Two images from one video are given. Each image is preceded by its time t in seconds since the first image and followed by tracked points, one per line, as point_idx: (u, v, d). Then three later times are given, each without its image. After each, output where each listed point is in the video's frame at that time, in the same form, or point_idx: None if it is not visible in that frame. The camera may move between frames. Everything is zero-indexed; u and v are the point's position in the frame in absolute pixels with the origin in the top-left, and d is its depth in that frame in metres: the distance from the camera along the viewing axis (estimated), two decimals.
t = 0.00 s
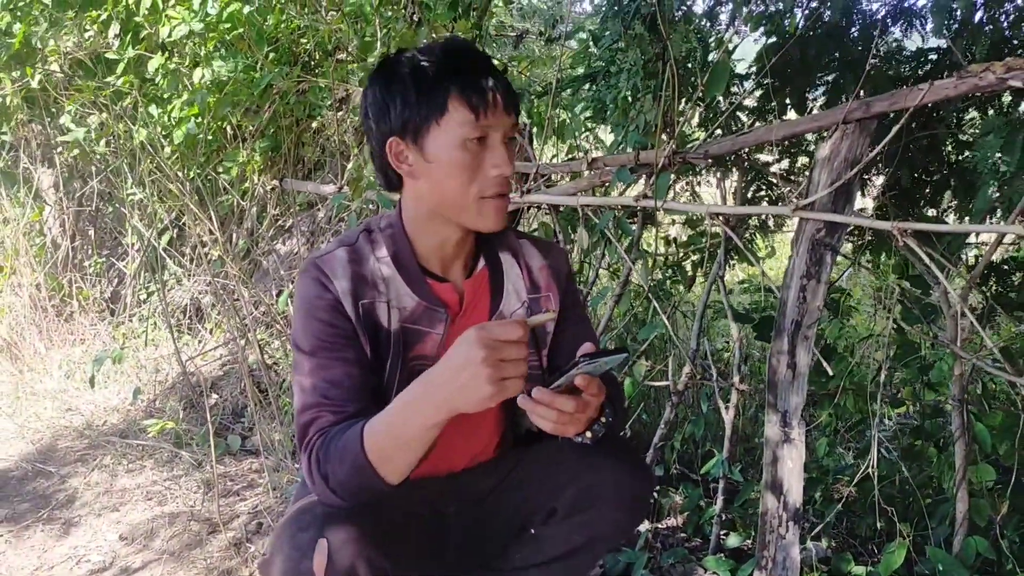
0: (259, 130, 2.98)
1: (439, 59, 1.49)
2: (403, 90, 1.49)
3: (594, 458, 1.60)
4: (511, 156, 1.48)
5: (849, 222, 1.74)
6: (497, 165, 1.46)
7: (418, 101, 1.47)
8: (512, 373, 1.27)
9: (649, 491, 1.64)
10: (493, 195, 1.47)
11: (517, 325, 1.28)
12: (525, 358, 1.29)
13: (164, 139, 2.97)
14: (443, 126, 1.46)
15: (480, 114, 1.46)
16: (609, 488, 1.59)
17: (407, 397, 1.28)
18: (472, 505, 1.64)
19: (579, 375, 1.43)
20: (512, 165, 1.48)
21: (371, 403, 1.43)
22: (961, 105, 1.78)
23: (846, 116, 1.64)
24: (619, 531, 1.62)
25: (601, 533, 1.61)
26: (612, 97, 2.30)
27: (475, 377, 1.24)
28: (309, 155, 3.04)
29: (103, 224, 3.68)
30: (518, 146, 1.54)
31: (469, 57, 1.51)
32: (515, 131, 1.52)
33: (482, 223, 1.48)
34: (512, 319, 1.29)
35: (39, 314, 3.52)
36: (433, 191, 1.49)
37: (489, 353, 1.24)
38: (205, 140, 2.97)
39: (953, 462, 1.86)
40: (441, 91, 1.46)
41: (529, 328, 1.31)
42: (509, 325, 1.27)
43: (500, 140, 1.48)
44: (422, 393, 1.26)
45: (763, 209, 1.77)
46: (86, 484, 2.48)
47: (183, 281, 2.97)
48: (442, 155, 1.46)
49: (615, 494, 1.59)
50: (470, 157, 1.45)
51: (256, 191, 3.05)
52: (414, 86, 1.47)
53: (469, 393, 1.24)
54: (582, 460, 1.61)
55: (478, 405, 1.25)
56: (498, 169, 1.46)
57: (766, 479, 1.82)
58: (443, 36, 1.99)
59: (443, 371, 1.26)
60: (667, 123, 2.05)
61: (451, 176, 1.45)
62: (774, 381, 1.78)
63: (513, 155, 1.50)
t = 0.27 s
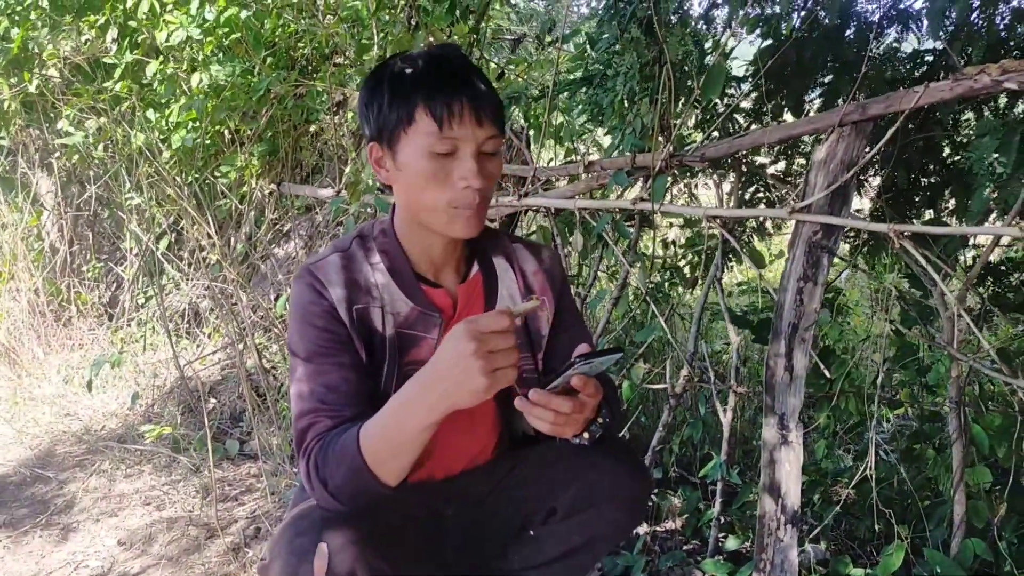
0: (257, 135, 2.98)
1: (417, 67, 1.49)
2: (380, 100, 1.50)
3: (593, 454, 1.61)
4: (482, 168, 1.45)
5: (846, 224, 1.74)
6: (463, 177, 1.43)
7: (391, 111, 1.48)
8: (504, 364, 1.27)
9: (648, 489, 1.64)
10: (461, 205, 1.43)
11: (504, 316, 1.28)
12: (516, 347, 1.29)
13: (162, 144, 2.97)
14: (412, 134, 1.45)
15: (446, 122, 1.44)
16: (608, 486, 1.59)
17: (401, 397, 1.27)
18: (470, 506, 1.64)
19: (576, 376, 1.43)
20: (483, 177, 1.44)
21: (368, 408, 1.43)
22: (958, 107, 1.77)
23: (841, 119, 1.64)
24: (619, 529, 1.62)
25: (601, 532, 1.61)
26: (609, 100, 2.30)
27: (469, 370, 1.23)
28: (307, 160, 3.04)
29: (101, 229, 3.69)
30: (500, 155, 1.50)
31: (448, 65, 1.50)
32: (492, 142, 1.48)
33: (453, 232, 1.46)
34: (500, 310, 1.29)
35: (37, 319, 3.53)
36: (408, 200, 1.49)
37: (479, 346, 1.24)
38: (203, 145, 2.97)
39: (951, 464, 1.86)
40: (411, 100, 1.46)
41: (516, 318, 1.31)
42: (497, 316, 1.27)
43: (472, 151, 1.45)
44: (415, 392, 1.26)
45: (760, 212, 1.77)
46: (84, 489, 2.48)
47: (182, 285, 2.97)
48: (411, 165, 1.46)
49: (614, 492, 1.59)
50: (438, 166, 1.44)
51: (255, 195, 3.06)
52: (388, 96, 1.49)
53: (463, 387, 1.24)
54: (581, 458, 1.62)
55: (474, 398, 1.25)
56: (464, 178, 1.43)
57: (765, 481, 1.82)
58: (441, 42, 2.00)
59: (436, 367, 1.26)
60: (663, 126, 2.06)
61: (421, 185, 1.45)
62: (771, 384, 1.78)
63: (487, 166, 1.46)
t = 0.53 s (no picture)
0: (253, 138, 2.99)
1: (411, 69, 1.49)
2: (373, 101, 1.50)
3: (591, 458, 1.60)
4: (470, 172, 1.44)
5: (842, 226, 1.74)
6: (451, 181, 1.43)
7: (383, 113, 1.48)
8: (494, 358, 1.26)
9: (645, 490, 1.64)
10: (448, 210, 1.44)
11: (491, 309, 1.27)
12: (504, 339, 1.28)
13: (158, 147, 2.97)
14: (402, 138, 1.45)
15: (435, 127, 1.44)
16: (605, 489, 1.59)
17: (392, 398, 1.27)
18: (467, 509, 1.64)
19: (569, 375, 1.44)
20: (472, 181, 1.44)
21: (363, 411, 1.43)
22: (955, 109, 1.77)
23: (837, 121, 1.64)
24: (614, 531, 1.63)
25: (597, 534, 1.62)
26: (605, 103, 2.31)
27: (459, 367, 1.23)
28: (303, 163, 3.05)
29: (97, 233, 3.69)
30: (491, 159, 1.49)
31: (441, 67, 1.49)
32: (482, 146, 1.47)
33: (440, 236, 1.46)
34: (485, 304, 1.28)
35: (33, 323, 3.52)
36: (398, 203, 1.49)
37: (469, 341, 1.23)
38: (199, 148, 2.97)
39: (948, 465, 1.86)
40: (401, 103, 1.45)
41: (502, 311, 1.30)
42: (483, 311, 1.26)
43: (460, 154, 1.45)
44: (407, 392, 1.25)
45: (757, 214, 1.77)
46: (80, 494, 2.48)
47: (178, 289, 2.97)
48: (399, 168, 1.46)
49: (610, 495, 1.59)
50: (427, 170, 1.44)
51: (252, 199, 3.08)
52: (380, 98, 1.48)
53: (456, 383, 1.24)
54: (578, 460, 1.61)
55: (466, 394, 1.25)
56: (451, 183, 1.43)
57: (761, 484, 1.82)
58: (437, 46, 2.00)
59: (425, 367, 1.25)
60: (660, 128, 2.07)
61: (409, 188, 1.45)
62: (768, 385, 1.78)
63: (476, 170, 1.46)
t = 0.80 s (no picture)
0: (247, 137, 2.98)
1: (412, 67, 1.49)
2: (371, 96, 1.51)
3: (583, 455, 1.60)
4: (462, 171, 1.44)
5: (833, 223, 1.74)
6: (442, 178, 1.43)
7: (380, 108, 1.48)
8: (480, 344, 1.27)
9: (637, 487, 1.64)
10: (437, 209, 1.43)
11: (473, 296, 1.27)
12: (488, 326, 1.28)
13: (151, 146, 2.96)
14: (397, 133, 1.46)
15: (430, 124, 1.44)
16: (596, 486, 1.59)
17: (379, 393, 1.26)
18: (458, 507, 1.64)
19: (555, 371, 1.44)
20: (463, 181, 1.44)
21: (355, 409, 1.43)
22: (947, 105, 1.77)
23: (829, 118, 1.65)
24: (607, 528, 1.63)
25: (589, 531, 1.63)
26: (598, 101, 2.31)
27: (446, 356, 1.22)
28: (298, 162, 3.05)
29: (91, 231, 3.68)
30: (485, 161, 1.49)
31: (442, 67, 1.50)
32: (476, 146, 1.47)
33: (427, 234, 1.45)
34: (466, 291, 1.28)
35: (26, 322, 3.52)
36: (389, 198, 1.49)
37: (454, 330, 1.23)
38: (193, 147, 2.96)
39: (941, 461, 1.87)
40: (399, 100, 1.46)
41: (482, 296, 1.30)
42: (465, 298, 1.26)
43: (453, 153, 1.45)
44: (394, 385, 1.25)
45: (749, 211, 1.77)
46: (73, 493, 2.47)
47: (171, 288, 2.96)
48: (392, 164, 1.46)
49: (602, 492, 1.59)
50: (419, 167, 1.44)
51: (245, 197, 3.08)
52: (379, 93, 1.49)
53: (444, 374, 1.23)
54: (570, 458, 1.62)
55: (455, 383, 1.25)
56: (442, 181, 1.42)
57: (754, 480, 1.82)
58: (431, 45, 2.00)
59: (411, 360, 1.24)
60: (653, 126, 2.06)
61: (401, 184, 1.45)
62: (760, 382, 1.78)
63: (468, 170, 1.46)
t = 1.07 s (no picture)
0: (239, 130, 2.97)
1: (420, 58, 1.48)
2: (377, 84, 1.49)
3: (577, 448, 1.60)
4: (462, 166, 1.43)
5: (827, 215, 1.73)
6: (441, 172, 1.41)
7: (385, 97, 1.46)
8: (468, 333, 1.27)
9: (631, 481, 1.64)
10: (434, 202, 1.42)
11: (459, 285, 1.27)
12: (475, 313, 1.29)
13: (143, 139, 2.94)
14: (400, 124, 1.44)
15: (433, 117, 1.42)
16: (590, 479, 1.59)
17: (368, 384, 1.26)
18: (450, 502, 1.63)
19: (547, 361, 1.45)
20: (463, 176, 1.43)
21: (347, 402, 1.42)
22: (941, 97, 1.77)
23: (823, 110, 1.64)
24: (601, 521, 1.62)
25: (583, 524, 1.62)
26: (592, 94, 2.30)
27: (437, 345, 1.23)
28: (290, 155, 3.04)
29: (82, 225, 3.67)
30: (486, 157, 1.48)
31: (451, 60, 1.49)
32: (479, 142, 1.46)
33: (423, 227, 1.44)
34: (452, 280, 1.28)
35: (18, 316, 3.50)
36: (388, 188, 1.47)
37: (442, 320, 1.23)
38: (185, 140, 2.95)
39: (934, 453, 1.87)
40: (404, 90, 1.44)
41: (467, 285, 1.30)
42: (450, 287, 1.26)
43: (454, 148, 1.43)
44: (383, 376, 1.25)
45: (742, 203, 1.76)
46: (64, 487, 2.46)
47: (163, 281, 2.95)
48: (393, 154, 1.45)
49: (596, 485, 1.59)
50: (419, 160, 1.42)
51: (238, 190, 3.07)
52: (385, 82, 1.48)
53: (434, 363, 1.23)
54: (564, 451, 1.61)
55: (445, 372, 1.25)
56: (442, 175, 1.41)
57: (747, 473, 1.82)
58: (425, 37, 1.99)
59: (402, 350, 1.23)
60: (646, 118, 2.05)
61: (401, 175, 1.44)
62: (753, 374, 1.78)
63: (468, 165, 1.44)
